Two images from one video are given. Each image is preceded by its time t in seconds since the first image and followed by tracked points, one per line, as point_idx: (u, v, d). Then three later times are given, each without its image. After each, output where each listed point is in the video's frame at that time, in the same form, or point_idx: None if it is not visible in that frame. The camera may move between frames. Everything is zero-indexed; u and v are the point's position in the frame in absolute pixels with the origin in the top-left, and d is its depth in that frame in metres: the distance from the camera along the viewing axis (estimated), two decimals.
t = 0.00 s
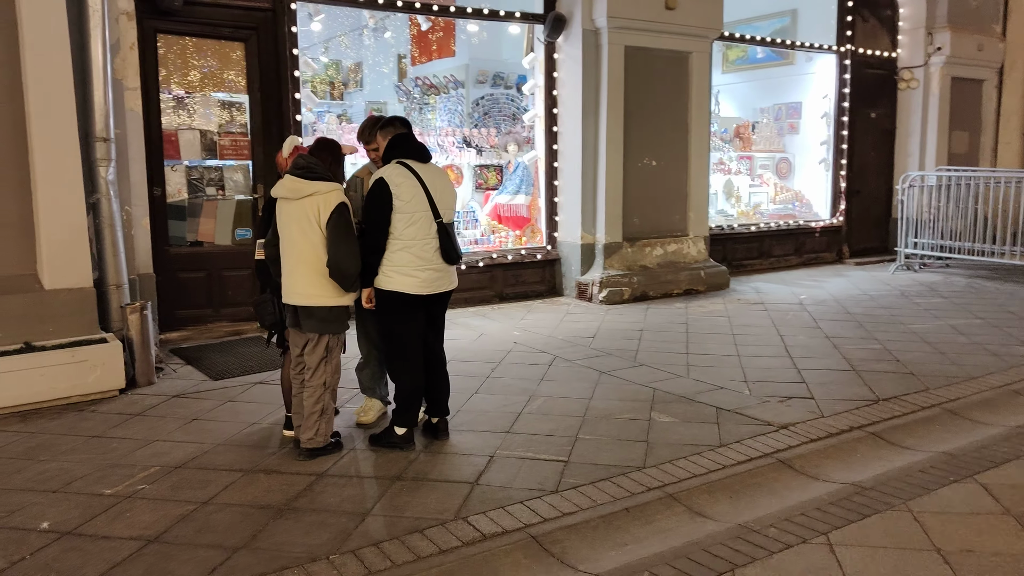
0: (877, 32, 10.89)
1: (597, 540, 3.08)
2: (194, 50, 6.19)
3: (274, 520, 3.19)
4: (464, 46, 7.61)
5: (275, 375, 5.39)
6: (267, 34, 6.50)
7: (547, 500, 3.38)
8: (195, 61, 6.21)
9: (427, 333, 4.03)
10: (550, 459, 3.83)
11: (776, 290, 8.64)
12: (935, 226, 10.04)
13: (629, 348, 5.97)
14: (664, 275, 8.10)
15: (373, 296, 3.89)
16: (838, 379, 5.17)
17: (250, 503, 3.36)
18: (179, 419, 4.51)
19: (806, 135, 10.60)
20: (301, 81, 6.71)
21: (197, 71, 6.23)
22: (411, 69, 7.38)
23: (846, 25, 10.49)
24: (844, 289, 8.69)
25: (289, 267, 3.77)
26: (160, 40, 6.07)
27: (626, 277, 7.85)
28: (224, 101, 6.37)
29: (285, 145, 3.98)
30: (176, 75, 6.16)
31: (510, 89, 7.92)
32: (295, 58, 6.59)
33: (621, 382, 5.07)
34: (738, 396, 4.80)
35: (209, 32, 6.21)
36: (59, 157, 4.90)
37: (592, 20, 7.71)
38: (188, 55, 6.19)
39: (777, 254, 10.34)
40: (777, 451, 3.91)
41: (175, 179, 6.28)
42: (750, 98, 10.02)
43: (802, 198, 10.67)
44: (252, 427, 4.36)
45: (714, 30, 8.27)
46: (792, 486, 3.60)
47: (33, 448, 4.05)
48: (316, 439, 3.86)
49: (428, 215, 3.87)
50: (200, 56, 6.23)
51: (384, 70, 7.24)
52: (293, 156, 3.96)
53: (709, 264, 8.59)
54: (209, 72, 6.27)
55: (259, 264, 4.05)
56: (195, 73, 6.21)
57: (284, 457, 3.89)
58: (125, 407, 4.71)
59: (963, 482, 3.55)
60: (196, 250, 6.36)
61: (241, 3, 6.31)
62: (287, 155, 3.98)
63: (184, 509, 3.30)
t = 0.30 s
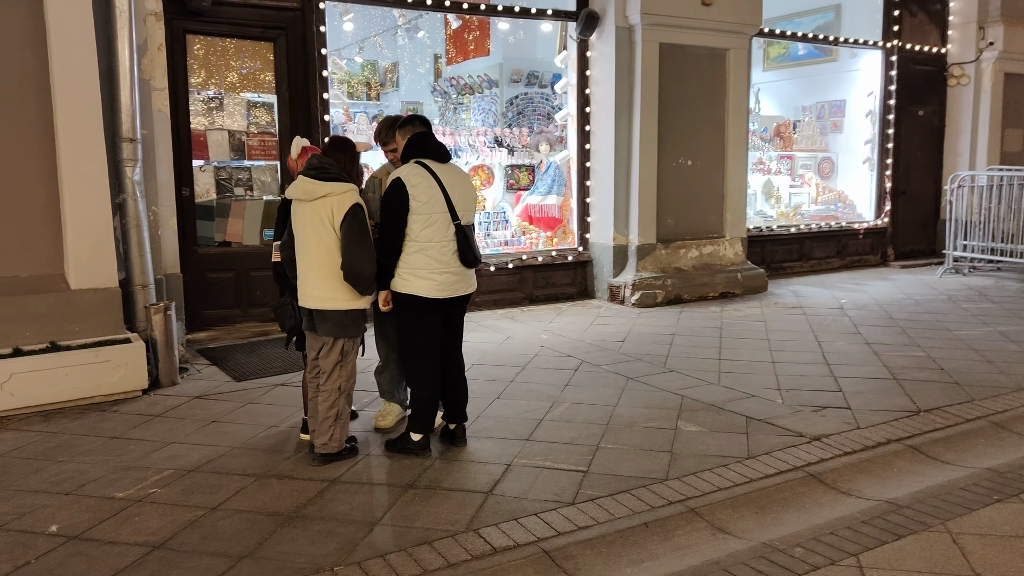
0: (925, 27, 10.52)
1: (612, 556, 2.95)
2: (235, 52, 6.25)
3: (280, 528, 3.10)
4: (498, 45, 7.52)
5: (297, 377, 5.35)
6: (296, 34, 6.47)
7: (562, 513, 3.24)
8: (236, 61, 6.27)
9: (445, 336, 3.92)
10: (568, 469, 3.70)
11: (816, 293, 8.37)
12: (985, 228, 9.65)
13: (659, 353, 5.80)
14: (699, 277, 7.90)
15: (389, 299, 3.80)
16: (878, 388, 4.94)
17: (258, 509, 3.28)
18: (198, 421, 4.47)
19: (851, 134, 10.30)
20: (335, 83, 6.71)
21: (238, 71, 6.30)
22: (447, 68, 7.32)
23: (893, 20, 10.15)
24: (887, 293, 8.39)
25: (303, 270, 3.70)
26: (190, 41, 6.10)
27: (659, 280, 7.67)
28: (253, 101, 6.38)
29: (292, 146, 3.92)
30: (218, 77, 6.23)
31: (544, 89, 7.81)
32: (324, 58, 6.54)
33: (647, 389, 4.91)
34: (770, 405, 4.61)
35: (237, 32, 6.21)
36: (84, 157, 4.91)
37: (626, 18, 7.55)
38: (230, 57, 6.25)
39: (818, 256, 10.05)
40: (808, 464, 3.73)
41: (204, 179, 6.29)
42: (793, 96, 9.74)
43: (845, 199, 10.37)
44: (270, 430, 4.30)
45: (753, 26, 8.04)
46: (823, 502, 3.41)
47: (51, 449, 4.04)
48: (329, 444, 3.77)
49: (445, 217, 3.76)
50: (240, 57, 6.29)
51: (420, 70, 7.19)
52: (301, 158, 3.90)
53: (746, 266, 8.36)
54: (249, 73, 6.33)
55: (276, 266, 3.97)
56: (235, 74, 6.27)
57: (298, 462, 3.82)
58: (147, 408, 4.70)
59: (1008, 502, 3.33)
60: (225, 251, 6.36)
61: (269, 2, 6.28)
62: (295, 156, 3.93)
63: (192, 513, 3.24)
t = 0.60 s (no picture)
0: (996, 24, 10.06)
1: None
2: (288, 54, 6.29)
3: (306, 537, 3.01)
4: (547, 45, 7.40)
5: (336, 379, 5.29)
6: (342, 34, 6.44)
7: (598, 529, 3.09)
8: (289, 64, 6.31)
9: (480, 341, 3.81)
10: (606, 483, 3.54)
11: (874, 301, 8.04)
12: None
13: (707, 362, 5.60)
14: (751, 283, 7.65)
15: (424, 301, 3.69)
16: (940, 404, 4.67)
17: (285, 516, 3.20)
18: (235, 423, 4.44)
19: (914, 136, 9.90)
20: (386, 85, 6.72)
21: (290, 73, 6.33)
22: (497, 69, 7.22)
23: (960, 17, 9.73)
24: (952, 302, 8.00)
25: (337, 273, 3.62)
26: (237, 42, 6.12)
27: (710, 285, 7.44)
28: (298, 102, 6.38)
29: (322, 149, 3.89)
30: (273, 78, 6.26)
31: (594, 89, 7.65)
32: (369, 58, 6.49)
33: (694, 400, 4.71)
34: (823, 419, 4.38)
35: (283, 32, 6.21)
36: (128, 156, 4.92)
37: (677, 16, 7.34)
38: (283, 59, 6.29)
39: (878, 262, 9.67)
40: (862, 484, 3.50)
41: (249, 179, 6.30)
42: (853, 97, 9.39)
43: (907, 203, 9.97)
44: (304, 434, 4.24)
45: (811, 23, 7.75)
46: (879, 525, 3.19)
47: (87, 448, 4.04)
48: (361, 451, 3.68)
49: (483, 218, 3.64)
50: (293, 59, 6.32)
51: (471, 72, 7.11)
52: (330, 161, 3.86)
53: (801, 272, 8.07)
54: (302, 75, 6.36)
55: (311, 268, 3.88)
56: (289, 76, 6.31)
57: (330, 468, 3.74)
58: (185, 409, 4.69)
59: None
60: (269, 252, 6.36)
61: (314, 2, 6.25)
62: (324, 160, 3.89)
63: (218, 519, 3.17)
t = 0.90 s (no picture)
0: None
1: None
2: (407, 56, 6.36)
3: (395, 542, 2.99)
4: (665, 43, 7.21)
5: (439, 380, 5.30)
6: (455, 36, 6.46)
7: (696, 553, 2.92)
8: (406, 66, 6.38)
9: (580, 349, 3.69)
10: (708, 504, 3.35)
11: (1019, 315, 7.38)
12: None
13: (825, 377, 5.27)
14: (878, 293, 7.17)
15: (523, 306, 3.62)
16: None
17: (376, 519, 3.19)
18: (338, 420, 4.51)
19: None
20: (503, 87, 6.74)
21: (408, 75, 6.40)
22: (613, 68, 7.09)
23: None
24: None
25: (436, 276, 3.58)
26: (352, 45, 6.21)
27: (832, 294, 7.03)
28: (412, 103, 6.44)
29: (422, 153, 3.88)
30: (393, 79, 6.35)
31: (712, 88, 7.39)
32: (479, 58, 6.53)
33: (809, 418, 4.43)
34: (954, 445, 4.01)
35: (397, 35, 6.28)
36: (246, 156, 5.09)
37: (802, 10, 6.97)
38: (401, 62, 6.37)
39: None
40: (997, 520, 3.17)
41: (362, 180, 6.41)
42: (1000, 93, 8.67)
43: None
44: (403, 434, 4.25)
45: (952, 14, 7.19)
46: (1014, 566, 2.87)
47: (198, 439, 4.19)
48: (456, 456, 3.65)
49: (585, 222, 3.53)
50: (411, 62, 6.39)
51: (586, 72, 7.02)
52: (429, 165, 3.85)
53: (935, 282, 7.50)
54: (420, 77, 6.43)
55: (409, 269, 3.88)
56: (407, 78, 6.39)
57: (425, 472, 3.72)
58: (292, 404, 4.81)
59: None
60: (379, 251, 6.46)
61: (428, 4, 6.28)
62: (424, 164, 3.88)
63: (312, 518, 3.20)
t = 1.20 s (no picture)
0: None
1: None
2: (582, 54, 6.39)
3: (537, 537, 3.02)
4: (857, 32, 6.77)
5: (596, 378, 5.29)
6: (627, 31, 6.40)
7: None
8: (581, 64, 6.41)
9: (736, 353, 3.56)
10: (872, 526, 3.13)
11: None
12: None
13: None
14: None
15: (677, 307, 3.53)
16: None
17: (521, 512, 3.24)
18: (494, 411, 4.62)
19: None
20: (681, 82, 6.59)
21: (582, 73, 6.43)
22: (800, 59, 6.73)
23: None
24: None
25: (588, 275, 3.57)
26: (523, 44, 6.30)
27: None
28: (581, 100, 6.46)
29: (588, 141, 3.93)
30: (564, 77, 6.40)
31: (908, 78, 6.87)
32: (649, 54, 6.40)
33: (1001, 442, 4.00)
34: None
35: (570, 32, 6.30)
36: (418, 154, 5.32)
37: None
38: (576, 60, 6.40)
39: None
40: None
41: (528, 177, 6.50)
42: None
43: None
44: (555, 430, 4.28)
45: None
46: None
47: (364, 421, 4.44)
48: (605, 456, 3.63)
49: (747, 221, 3.39)
50: (586, 59, 6.41)
51: (770, 64, 6.71)
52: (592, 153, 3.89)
53: None
54: (593, 75, 6.44)
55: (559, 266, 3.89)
56: (581, 75, 6.42)
57: (573, 469, 3.73)
58: (453, 393, 4.98)
59: None
60: (543, 248, 6.53)
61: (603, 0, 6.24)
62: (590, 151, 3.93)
63: (460, 505, 3.30)
